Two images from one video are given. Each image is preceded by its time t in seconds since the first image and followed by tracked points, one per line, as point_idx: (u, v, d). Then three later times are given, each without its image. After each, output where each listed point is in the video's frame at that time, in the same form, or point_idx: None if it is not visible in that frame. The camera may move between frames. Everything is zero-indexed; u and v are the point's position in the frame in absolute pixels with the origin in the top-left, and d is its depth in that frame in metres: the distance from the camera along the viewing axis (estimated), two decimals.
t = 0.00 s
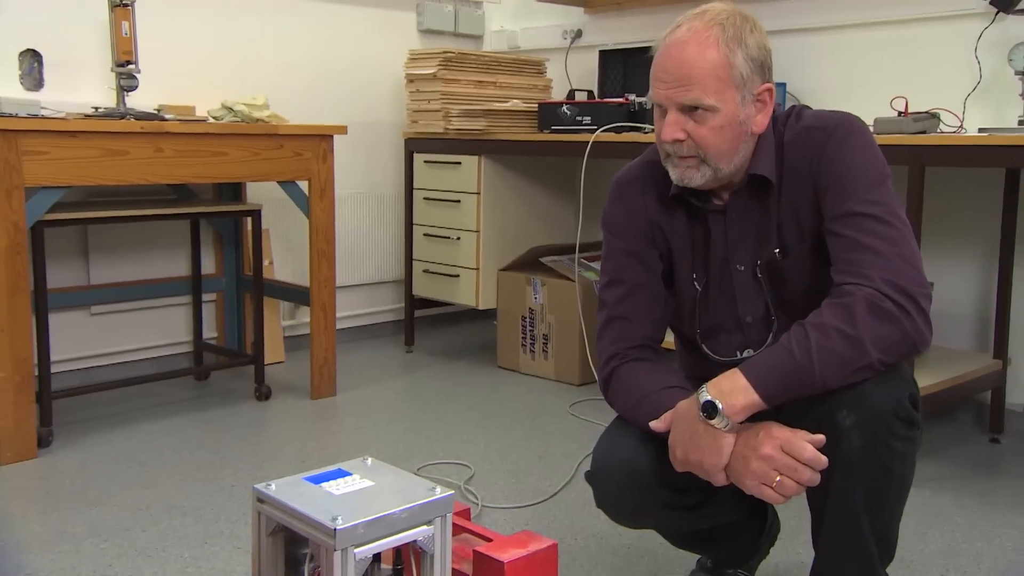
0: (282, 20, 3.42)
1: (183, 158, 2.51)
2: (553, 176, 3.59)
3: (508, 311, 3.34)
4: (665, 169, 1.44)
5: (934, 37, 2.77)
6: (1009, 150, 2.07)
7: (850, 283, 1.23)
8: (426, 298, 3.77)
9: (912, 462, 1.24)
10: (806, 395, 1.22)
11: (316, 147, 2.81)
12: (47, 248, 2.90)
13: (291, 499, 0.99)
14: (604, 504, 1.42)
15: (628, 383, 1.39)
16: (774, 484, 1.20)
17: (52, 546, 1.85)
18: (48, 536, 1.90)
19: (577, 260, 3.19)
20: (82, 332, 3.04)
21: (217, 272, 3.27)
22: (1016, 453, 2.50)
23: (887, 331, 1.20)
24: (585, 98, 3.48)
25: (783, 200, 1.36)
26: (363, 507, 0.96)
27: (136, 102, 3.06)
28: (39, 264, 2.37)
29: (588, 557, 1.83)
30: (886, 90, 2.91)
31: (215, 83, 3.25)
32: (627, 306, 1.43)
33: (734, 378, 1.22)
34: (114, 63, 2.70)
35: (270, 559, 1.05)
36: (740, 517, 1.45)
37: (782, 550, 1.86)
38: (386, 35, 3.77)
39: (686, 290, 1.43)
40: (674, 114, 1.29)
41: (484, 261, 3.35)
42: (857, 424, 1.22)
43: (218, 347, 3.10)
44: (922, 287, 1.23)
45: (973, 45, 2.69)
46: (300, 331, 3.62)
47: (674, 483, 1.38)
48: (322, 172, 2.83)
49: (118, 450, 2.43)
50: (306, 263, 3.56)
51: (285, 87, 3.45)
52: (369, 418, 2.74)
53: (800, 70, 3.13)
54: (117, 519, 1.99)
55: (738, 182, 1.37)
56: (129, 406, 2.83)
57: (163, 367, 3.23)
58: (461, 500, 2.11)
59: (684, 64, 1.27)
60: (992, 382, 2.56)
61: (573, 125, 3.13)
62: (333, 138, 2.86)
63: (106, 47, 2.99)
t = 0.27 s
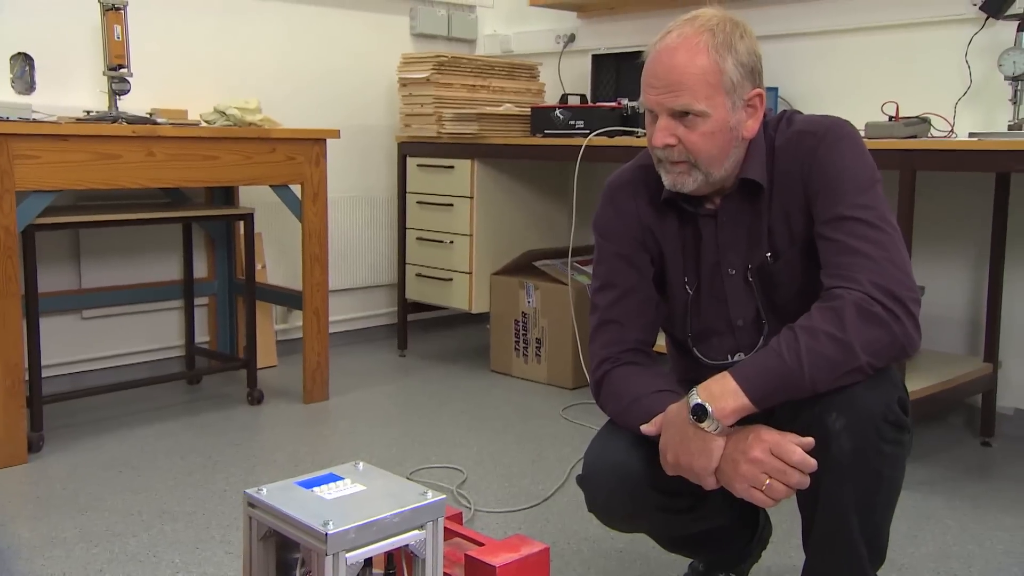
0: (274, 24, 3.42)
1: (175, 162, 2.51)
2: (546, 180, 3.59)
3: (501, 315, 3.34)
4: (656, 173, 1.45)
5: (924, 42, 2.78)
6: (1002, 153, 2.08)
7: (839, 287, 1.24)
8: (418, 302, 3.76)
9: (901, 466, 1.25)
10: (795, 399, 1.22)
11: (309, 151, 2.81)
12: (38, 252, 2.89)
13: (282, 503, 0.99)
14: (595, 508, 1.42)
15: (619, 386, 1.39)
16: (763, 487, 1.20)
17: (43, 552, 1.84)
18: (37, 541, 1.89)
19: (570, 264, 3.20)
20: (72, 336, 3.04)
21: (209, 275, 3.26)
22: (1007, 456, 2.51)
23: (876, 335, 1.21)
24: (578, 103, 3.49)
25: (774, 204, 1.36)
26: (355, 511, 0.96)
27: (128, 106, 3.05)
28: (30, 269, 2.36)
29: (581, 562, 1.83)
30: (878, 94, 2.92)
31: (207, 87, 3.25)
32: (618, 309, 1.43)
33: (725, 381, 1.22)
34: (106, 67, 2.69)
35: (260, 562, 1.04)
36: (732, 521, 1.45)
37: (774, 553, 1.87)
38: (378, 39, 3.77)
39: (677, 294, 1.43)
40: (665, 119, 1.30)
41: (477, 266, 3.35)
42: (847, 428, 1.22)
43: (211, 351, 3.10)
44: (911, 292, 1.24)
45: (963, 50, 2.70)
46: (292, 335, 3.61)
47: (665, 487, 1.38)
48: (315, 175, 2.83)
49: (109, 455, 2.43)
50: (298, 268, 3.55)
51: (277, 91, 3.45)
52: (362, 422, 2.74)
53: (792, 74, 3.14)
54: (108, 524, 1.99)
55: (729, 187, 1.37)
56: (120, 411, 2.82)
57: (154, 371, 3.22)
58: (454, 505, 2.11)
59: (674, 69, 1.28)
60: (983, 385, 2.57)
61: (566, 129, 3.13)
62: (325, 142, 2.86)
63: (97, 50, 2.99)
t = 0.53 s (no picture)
0: (273, 27, 3.42)
1: (173, 165, 2.51)
2: (545, 182, 3.59)
3: (500, 317, 3.34)
4: (654, 174, 1.45)
5: (923, 43, 2.79)
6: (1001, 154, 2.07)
7: (837, 287, 1.24)
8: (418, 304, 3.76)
9: (900, 467, 1.25)
10: (793, 400, 1.22)
11: (307, 153, 2.81)
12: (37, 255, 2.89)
13: (281, 506, 0.99)
14: (596, 511, 1.42)
15: (618, 387, 1.39)
16: (761, 489, 1.20)
17: (42, 556, 1.84)
18: (35, 545, 1.89)
19: (569, 266, 3.19)
20: (71, 339, 3.03)
21: (209, 279, 3.26)
22: (1007, 457, 2.51)
23: (873, 336, 1.21)
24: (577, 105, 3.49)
25: (771, 205, 1.36)
26: (353, 514, 0.96)
27: (127, 109, 3.06)
28: (29, 273, 2.36)
29: (580, 564, 1.83)
30: (876, 96, 2.92)
31: (205, 90, 3.25)
32: (616, 311, 1.43)
33: (722, 383, 1.22)
34: (105, 70, 2.70)
35: (259, 565, 1.04)
36: (731, 524, 1.45)
37: (774, 555, 1.87)
38: (377, 41, 3.77)
39: (676, 296, 1.43)
40: (662, 121, 1.30)
41: (476, 268, 3.35)
42: (845, 429, 1.22)
43: (210, 354, 3.10)
44: (908, 293, 1.24)
45: (961, 51, 2.71)
46: (291, 338, 3.61)
47: (665, 489, 1.38)
48: (314, 178, 2.83)
49: (108, 459, 2.43)
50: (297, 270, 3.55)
51: (276, 94, 3.45)
52: (361, 425, 2.74)
53: (790, 75, 3.14)
54: (107, 527, 1.98)
55: (726, 188, 1.37)
56: (119, 414, 2.82)
57: (153, 374, 3.22)
58: (453, 507, 2.11)
59: (671, 70, 1.28)
60: (982, 386, 2.57)
61: (565, 131, 3.14)
62: (324, 144, 2.86)
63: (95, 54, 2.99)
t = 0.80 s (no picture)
0: (274, 30, 3.43)
1: (174, 168, 2.51)
2: (546, 184, 3.59)
3: (502, 319, 3.34)
4: (655, 176, 1.45)
5: (924, 45, 2.78)
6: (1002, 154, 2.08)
7: (837, 289, 1.24)
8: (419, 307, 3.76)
9: (900, 468, 1.25)
10: (793, 401, 1.22)
11: (308, 156, 2.81)
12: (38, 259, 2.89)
13: (282, 510, 0.99)
14: (595, 512, 1.42)
15: (618, 388, 1.39)
16: (760, 490, 1.20)
17: (44, 559, 1.84)
18: (37, 549, 1.89)
19: (570, 267, 3.19)
20: (73, 343, 3.04)
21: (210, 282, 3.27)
22: (1009, 459, 2.50)
23: (874, 338, 1.20)
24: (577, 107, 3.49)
25: (771, 207, 1.36)
26: (354, 517, 0.96)
27: (128, 112, 3.06)
28: (31, 276, 2.36)
29: (582, 566, 1.83)
30: (877, 97, 2.92)
31: (206, 93, 3.25)
32: (617, 312, 1.43)
33: (722, 384, 1.22)
34: (106, 73, 2.70)
35: (260, 568, 1.04)
36: (732, 525, 1.45)
37: (776, 556, 1.87)
38: (378, 44, 3.78)
39: (676, 297, 1.43)
40: (660, 122, 1.30)
41: (478, 271, 3.35)
42: (845, 431, 1.22)
43: (212, 357, 3.10)
44: (909, 295, 1.24)
45: (962, 52, 2.70)
46: (293, 341, 3.61)
47: (665, 491, 1.38)
48: (315, 181, 2.83)
49: (110, 462, 2.42)
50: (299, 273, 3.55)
51: (277, 97, 3.46)
52: (363, 427, 2.74)
53: (791, 77, 3.14)
54: (109, 530, 1.98)
55: (726, 190, 1.37)
56: (121, 417, 2.82)
57: (155, 377, 3.23)
58: (455, 510, 2.11)
59: (668, 72, 1.28)
60: (985, 387, 2.56)
61: (566, 133, 3.14)
62: (325, 147, 2.86)
63: (97, 57, 2.99)
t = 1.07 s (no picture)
0: (274, 31, 3.43)
1: (176, 168, 2.51)
2: (547, 184, 3.59)
3: (503, 320, 3.34)
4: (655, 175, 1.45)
5: (925, 44, 2.78)
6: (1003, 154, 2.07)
7: (837, 289, 1.24)
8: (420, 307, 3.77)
9: (900, 467, 1.25)
10: (792, 401, 1.22)
11: (309, 156, 2.81)
12: (39, 259, 2.89)
13: (282, 510, 0.99)
14: (595, 511, 1.42)
15: (618, 388, 1.39)
16: (759, 489, 1.20)
17: (45, 559, 1.84)
18: (38, 549, 1.89)
19: (571, 267, 3.19)
20: (74, 343, 3.04)
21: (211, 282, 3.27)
22: (1011, 458, 2.50)
23: (873, 338, 1.20)
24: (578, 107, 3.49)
25: (771, 207, 1.36)
26: (354, 516, 0.96)
27: (129, 113, 3.06)
28: (32, 277, 2.36)
29: (583, 565, 1.83)
30: (878, 96, 2.92)
31: (207, 93, 3.25)
32: (617, 312, 1.43)
33: (722, 383, 1.22)
34: (107, 74, 2.70)
35: (260, 567, 1.04)
36: (732, 525, 1.45)
37: (777, 556, 1.87)
38: (379, 44, 3.78)
39: (676, 297, 1.43)
40: (658, 122, 1.30)
41: (478, 270, 3.35)
42: (845, 430, 1.22)
43: (213, 358, 3.10)
44: (909, 294, 1.24)
45: (963, 51, 2.70)
46: (294, 341, 3.61)
47: (665, 490, 1.38)
48: (315, 181, 2.83)
49: (111, 462, 2.43)
50: (300, 273, 3.56)
51: (278, 97, 3.46)
52: (363, 427, 2.74)
53: (792, 76, 3.14)
54: (110, 531, 1.98)
55: (726, 189, 1.37)
56: (123, 417, 2.82)
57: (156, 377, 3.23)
58: (455, 510, 2.11)
59: (667, 72, 1.28)
60: (986, 386, 2.56)
61: (567, 133, 3.14)
62: (326, 147, 2.86)
63: (98, 58, 2.99)
